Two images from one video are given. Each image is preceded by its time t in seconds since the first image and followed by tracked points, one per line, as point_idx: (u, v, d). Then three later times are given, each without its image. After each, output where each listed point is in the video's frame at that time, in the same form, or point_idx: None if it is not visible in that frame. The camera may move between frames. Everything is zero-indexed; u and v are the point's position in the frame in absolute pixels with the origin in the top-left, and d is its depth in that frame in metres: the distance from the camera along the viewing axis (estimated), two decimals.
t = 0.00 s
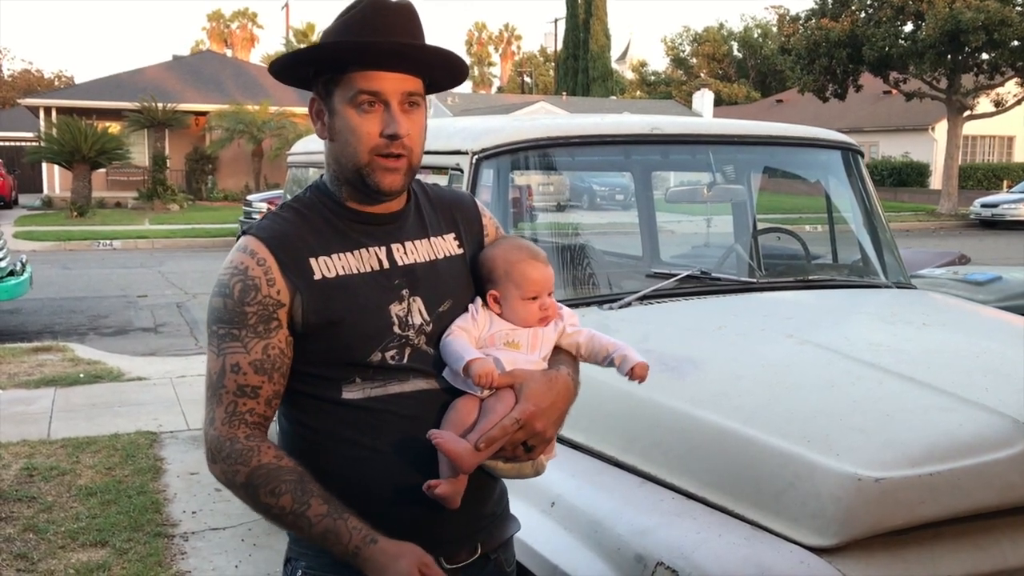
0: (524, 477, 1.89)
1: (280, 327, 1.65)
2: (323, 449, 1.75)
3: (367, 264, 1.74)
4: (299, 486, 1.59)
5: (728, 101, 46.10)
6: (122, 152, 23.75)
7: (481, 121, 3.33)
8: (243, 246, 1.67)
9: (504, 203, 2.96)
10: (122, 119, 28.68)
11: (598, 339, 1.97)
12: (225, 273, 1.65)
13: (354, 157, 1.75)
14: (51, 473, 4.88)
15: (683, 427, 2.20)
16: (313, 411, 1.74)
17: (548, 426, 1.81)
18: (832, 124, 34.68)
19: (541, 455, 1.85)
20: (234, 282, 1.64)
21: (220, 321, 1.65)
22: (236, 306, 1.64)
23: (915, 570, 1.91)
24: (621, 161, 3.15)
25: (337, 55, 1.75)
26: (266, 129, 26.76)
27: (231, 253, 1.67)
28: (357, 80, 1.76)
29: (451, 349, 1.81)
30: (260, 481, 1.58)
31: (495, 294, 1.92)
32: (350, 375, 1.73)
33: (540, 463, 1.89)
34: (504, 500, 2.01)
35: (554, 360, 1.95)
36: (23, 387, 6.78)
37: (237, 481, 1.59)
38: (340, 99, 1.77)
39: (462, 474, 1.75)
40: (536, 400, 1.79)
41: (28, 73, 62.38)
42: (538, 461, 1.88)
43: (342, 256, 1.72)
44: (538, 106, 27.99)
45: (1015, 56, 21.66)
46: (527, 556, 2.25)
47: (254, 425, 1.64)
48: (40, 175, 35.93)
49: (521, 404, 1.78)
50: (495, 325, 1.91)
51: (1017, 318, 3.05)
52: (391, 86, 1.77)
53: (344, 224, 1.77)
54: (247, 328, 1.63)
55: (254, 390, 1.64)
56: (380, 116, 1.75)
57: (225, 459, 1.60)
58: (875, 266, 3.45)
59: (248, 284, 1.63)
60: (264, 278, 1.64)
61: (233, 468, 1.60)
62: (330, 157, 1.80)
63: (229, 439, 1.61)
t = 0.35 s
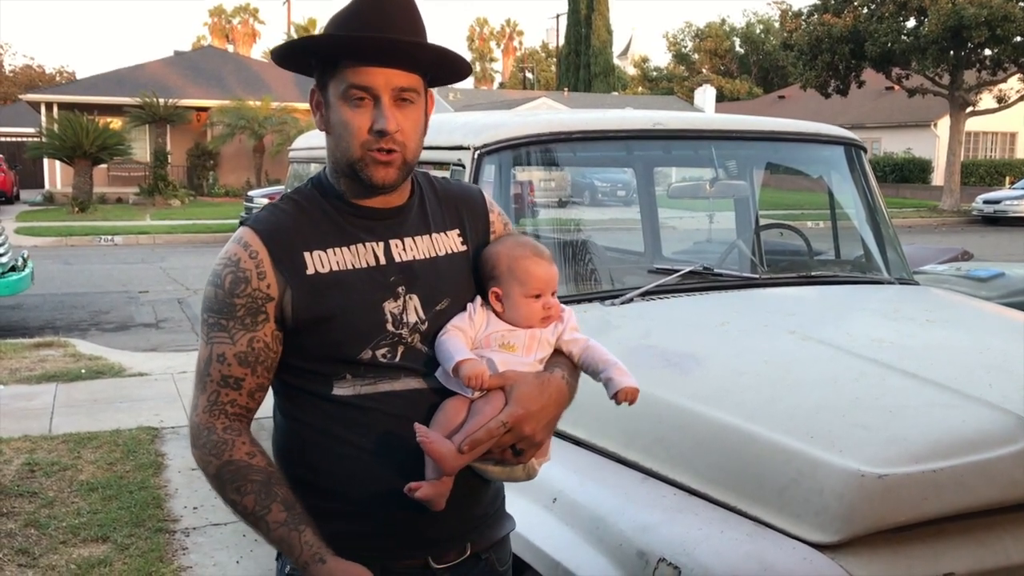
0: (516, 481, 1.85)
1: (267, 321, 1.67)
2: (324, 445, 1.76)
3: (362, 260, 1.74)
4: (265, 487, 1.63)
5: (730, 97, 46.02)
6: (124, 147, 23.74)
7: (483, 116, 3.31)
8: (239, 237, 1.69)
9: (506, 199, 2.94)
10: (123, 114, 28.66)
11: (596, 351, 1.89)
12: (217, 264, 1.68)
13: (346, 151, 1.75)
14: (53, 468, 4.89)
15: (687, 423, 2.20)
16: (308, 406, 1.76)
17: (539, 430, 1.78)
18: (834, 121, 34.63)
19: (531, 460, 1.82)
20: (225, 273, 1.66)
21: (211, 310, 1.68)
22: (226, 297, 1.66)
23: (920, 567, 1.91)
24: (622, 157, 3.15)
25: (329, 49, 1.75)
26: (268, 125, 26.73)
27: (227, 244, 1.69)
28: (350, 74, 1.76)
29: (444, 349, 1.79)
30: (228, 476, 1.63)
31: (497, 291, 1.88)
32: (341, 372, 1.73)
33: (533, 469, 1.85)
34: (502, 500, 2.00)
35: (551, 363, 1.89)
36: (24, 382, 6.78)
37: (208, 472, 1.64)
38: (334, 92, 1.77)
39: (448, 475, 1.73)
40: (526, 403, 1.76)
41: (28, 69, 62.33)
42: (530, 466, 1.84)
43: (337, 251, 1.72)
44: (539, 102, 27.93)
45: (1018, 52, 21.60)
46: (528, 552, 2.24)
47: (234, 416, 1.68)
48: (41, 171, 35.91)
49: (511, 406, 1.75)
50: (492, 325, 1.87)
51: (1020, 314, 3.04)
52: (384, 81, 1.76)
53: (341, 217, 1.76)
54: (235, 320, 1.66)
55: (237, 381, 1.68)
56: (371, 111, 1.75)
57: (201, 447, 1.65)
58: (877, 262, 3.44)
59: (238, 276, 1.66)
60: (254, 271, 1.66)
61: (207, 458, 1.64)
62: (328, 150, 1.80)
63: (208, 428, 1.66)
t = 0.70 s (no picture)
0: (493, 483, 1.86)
1: (253, 315, 1.68)
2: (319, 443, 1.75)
3: (348, 257, 1.74)
4: (250, 482, 1.64)
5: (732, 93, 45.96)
6: (126, 145, 23.74)
7: (485, 113, 3.30)
8: (226, 231, 1.70)
9: (508, 194, 2.95)
10: (124, 112, 28.66)
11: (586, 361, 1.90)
12: (203, 257, 1.68)
13: (334, 146, 1.75)
14: (56, 466, 4.89)
15: (690, 419, 2.20)
16: (291, 402, 1.77)
17: (515, 434, 1.76)
18: (837, 117, 34.61)
19: (508, 463, 1.82)
20: (210, 266, 1.67)
21: (197, 303, 1.68)
22: (212, 290, 1.67)
23: (923, 564, 1.91)
24: (625, 153, 3.14)
25: (321, 45, 1.75)
26: (269, 122, 26.73)
27: (212, 237, 1.70)
28: (340, 70, 1.75)
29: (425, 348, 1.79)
30: (214, 470, 1.63)
31: (489, 289, 1.88)
32: (321, 368, 1.74)
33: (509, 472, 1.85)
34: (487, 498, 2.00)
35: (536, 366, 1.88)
36: (26, 380, 6.79)
37: (194, 466, 1.65)
38: (324, 87, 1.77)
39: (419, 476, 1.73)
40: (502, 405, 1.75)
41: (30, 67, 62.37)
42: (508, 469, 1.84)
43: (323, 246, 1.72)
44: (541, 99, 27.92)
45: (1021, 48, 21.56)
46: (530, 549, 2.24)
47: (221, 410, 1.68)
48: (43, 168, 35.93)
49: (487, 409, 1.74)
50: (476, 325, 1.87)
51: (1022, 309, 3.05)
52: (374, 79, 1.75)
53: (329, 212, 1.77)
54: (221, 313, 1.67)
55: (224, 374, 1.68)
56: (360, 109, 1.74)
57: (189, 441, 1.66)
58: (879, 258, 3.45)
59: (224, 269, 1.66)
60: (239, 265, 1.66)
61: (193, 452, 1.65)
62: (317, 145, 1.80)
63: (194, 422, 1.67)
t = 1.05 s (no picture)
0: (485, 479, 1.86)
1: (223, 318, 1.65)
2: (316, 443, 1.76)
3: (323, 255, 1.74)
4: (224, 493, 1.62)
5: (735, 94, 45.93)
6: (130, 146, 23.79)
7: (488, 115, 3.31)
8: (193, 232, 1.67)
9: (511, 195, 2.97)
10: (128, 113, 28.71)
11: (570, 348, 1.94)
12: (171, 260, 1.65)
13: (304, 146, 1.74)
14: (61, 466, 4.91)
15: (693, 420, 2.20)
16: (267, 406, 1.75)
17: (507, 425, 1.79)
18: (840, 117, 34.59)
19: (499, 457, 1.84)
20: (179, 269, 1.64)
21: (164, 309, 1.65)
22: (180, 294, 1.64)
23: (927, 563, 1.91)
24: (628, 154, 3.16)
25: (288, 43, 1.75)
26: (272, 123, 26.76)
27: (180, 240, 1.67)
28: (309, 68, 1.75)
29: (408, 342, 1.81)
30: (185, 482, 1.60)
31: (466, 283, 1.91)
32: (302, 369, 1.73)
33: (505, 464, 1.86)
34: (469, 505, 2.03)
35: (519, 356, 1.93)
36: (31, 381, 6.80)
37: (164, 478, 1.61)
38: (292, 86, 1.76)
39: (413, 471, 1.74)
40: (494, 396, 1.78)
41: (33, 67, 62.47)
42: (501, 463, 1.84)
43: (296, 245, 1.72)
44: (543, 99, 27.93)
45: None
46: (531, 548, 2.24)
47: (190, 420, 1.65)
48: (47, 169, 36.01)
49: (480, 400, 1.77)
50: (458, 319, 1.90)
51: None
52: (344, 77, 1.75)
53: (300, 211, 1.76)
54: (190, 318, 1.64)
55: (193, 382, 1.65)
56: (329, 108, 1.74)
57: (157, 453, 1.62)
58: (883, 258, 3.44)
59: (193, 272, 1.64)
60: (209, 266, 1.64)
61: (162, 464, 1.61)
62: (286, 145, 1.80)
63: (163, 432, 1.63)
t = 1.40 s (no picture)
0: (461, 487, 1.90)
1: (191, 325, 1.60)
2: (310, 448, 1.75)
3: (290, 257, 1.72)
4: (202, 508, 1.57)
5: (738, 96, 45.93)
6: (133, 147, 23.82)
7: (491, 117, 3.31)
8: (154, 236, 1.62)
9: (514, 198, 2.96)
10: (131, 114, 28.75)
11: (542, 353, 1.99)
12: (133, 265, 1.60)
13: (264, 145, 1.73)
14: (65, 467, 4.91)
15: (697, 422, 2.19)
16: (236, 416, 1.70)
17: (486, 430, 1.81)
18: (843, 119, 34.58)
19: (477, 463, 1.86)
20: (141, 274, 1.58)
21: (126, 317, 1.59)
22: (144, 301, 1.58)
23: (931, 566, 1.91)
24: (631, 156, 3.16)
25: (242, 39, 1.73)
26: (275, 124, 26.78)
27: (140, 243, 1.62)
28: (264, 65, 1.73)
29: (384, 351, 1.80)
30: (159, 499, 1.55)
31: (435, 289, 1.91)
32: (273, 376, 1.69)
33: (478, 473, 1.90)
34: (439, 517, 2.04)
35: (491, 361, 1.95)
36: (35, 382, 6.81)
37: (136, 496, 1.55)
38: (248, 84, 1.75)
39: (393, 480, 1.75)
40: (474, 402, 1.80)
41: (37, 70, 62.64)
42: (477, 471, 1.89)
43: (263, 247, 1.69)
44: (546, 101, 27.93)
45: None
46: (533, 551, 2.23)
47: (157, 432, 1.59)
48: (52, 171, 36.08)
49: (460, 406, 1.78)
50: (430, 325, 1.90)
51: None
52: (300, 72, 1.74)
53: (263, 211, 1.74)
54: (155, 325, 1.58)
55: (160, 393, 1.59)
56: (287, 104, 1.73)
57: (126, 469, 1.56)
58: (886, 260, 3.44)
59: (157, 277, 1.58)
60: (174, 270, 1.59)
61: (132, 481, 1.55)
62: (244, 144, 1.78)
63: (130, 447, 1.57)
